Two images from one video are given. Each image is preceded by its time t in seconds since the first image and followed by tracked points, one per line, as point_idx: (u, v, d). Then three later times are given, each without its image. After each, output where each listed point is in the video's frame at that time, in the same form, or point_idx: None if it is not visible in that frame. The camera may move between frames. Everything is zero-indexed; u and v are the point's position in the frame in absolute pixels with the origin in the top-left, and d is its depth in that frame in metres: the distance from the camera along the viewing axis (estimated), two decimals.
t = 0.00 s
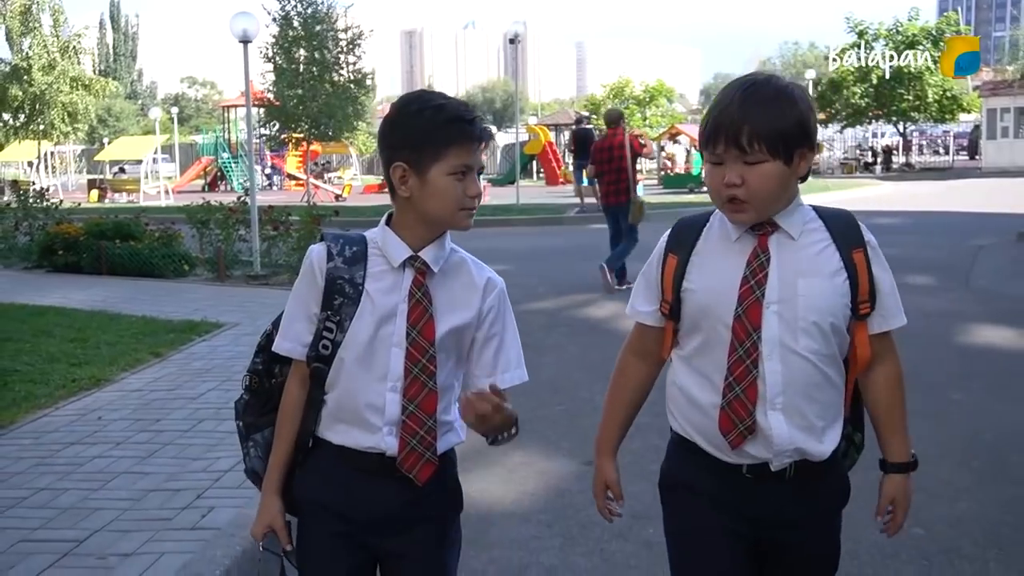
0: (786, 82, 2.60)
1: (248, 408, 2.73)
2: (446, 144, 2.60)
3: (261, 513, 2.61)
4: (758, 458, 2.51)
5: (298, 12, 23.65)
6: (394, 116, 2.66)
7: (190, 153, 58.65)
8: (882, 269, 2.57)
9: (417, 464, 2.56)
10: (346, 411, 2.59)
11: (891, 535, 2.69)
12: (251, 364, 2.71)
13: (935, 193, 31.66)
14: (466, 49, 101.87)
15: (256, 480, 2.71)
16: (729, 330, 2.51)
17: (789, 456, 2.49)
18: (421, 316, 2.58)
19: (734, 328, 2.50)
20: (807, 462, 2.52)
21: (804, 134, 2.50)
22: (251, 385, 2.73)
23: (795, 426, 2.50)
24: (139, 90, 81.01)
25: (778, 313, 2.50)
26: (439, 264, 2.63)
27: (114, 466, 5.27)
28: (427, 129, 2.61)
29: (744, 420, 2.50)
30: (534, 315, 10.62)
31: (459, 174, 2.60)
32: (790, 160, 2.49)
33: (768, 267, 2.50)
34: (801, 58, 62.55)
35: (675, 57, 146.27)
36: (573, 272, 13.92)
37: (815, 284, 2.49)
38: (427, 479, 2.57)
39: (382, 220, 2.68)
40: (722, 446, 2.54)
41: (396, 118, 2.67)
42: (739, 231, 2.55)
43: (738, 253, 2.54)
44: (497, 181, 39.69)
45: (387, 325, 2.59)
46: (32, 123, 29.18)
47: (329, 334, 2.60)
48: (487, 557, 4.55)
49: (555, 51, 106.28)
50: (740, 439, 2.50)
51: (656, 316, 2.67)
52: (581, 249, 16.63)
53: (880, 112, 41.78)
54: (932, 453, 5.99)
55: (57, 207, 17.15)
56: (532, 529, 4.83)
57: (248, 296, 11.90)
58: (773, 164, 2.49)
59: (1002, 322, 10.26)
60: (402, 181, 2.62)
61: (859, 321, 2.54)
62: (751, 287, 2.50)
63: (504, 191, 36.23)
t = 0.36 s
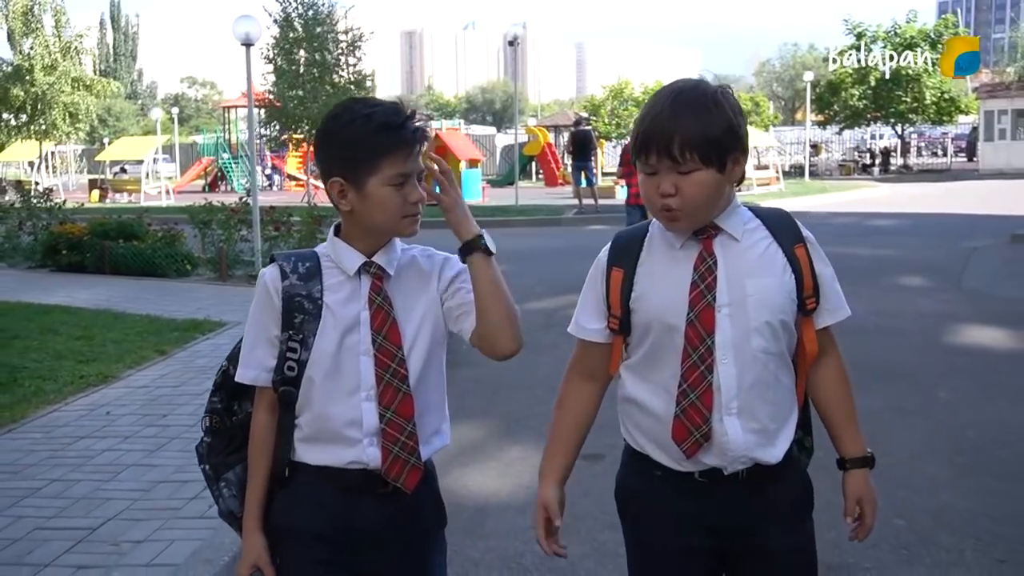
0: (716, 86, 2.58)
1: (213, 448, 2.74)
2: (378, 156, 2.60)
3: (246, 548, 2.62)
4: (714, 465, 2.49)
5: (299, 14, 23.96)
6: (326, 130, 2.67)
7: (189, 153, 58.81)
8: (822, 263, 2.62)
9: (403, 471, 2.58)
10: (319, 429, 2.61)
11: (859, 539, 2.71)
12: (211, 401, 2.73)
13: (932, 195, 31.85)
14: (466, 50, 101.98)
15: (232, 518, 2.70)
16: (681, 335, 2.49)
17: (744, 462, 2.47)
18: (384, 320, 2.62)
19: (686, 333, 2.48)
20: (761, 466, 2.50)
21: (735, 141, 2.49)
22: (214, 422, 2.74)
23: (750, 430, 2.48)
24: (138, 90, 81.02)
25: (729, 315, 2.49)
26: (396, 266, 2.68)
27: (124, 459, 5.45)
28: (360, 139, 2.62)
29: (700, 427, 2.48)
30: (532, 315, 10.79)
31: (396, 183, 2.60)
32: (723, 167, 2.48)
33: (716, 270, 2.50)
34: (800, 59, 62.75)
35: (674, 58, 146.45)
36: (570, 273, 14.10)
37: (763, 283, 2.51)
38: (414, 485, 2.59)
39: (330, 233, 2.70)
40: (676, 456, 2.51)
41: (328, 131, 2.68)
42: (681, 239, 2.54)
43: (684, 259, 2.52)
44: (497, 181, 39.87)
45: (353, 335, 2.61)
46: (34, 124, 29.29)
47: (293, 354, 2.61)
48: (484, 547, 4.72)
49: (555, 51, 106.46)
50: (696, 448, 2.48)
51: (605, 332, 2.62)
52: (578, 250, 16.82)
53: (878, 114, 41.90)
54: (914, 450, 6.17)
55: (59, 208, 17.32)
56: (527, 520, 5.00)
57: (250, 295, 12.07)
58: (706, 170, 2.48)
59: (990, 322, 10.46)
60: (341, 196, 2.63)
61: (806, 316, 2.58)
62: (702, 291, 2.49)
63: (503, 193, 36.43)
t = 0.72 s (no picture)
0: (732, 92, 2.55)
1: (192, 454, 2.74)
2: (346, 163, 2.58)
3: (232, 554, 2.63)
4: (689, 470, 2.53)
5: (299, 14, 24.10)
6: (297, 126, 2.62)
7: (189, 152, 58.99)
8: (830, 287, 2.61)
9: (384, 468, 2.62)
10: (302, 431, 2.62)
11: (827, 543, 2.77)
12: (187, 408, 2.73)
13: (928, 196, 32.04)
14: (466, 51, 102.08)
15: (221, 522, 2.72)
16: (667, 339, 2.52)
17: (717, 473, 2.51)
18: (365, 318, 2.65)
19: (672, 339, 2.51)
20: (738, 479, 2.53)
21: (730, 150, 2.47)
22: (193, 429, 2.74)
23: (726, 442, 2.50)
24: (137, 92, 81.17)
25: (716, 327, 2.51)
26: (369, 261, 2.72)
27: (136, 447, 5.65)
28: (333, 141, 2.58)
29: (677, 432, 2.51)
30: (529, 312, 11.01)
31: (367, 193, 2.60)
32: (712, 175, 2.47)
33: (709, 280, 2.52)
34: (799, 61, 62.96)
35: (673, 59, 146.55)
36: (568, 271, 14.30)
37: (756, 299, 2.51)
38: (395, 481, 2.63)
39: (302, 236, 2.71)
40: (655, 458, 2.56)
41: (294, 126, 2.64)
42: (682, 241, 2.56)
43: (680, 263, 2.55)
44: (497, 181, 40.08)
45: (336, 337, 2.64)
46: (35, 124, 29.39)
47: (274, 361, 2.62)
48: (484, 529, 4.93)
49: (554, 52, 106.59)
50: (671, 452, 2.52)
51: (603, 324, 2.68)
52: (576, 249, 17.04)
53: (875, 115, 42.04)
54: (899, 440, 6.37)
55: (62, 206, 17.48)
56: (524, 505, 5.21)
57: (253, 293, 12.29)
58: (694, 176, 2.48)
59: (979, 319, 10.67)
60: (315, 203, 2.62)
61: (806, 336, 2.58)
62: (692, 299, 2.51)
63: (501, 193, 36.62)
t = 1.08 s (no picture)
0: (785, 82, 2.52)
1: (216, 448, 2.77)
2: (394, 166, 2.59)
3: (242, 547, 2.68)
4: (720, 468, 2.52)
5: (299, 15, 24.13)
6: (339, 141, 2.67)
7: (188, 152, 59.16)
8: (880, 291, 2.56)
9: (387, 483, 2.61)
10: (318, 434, 2.66)
11: None
12: (216, 402, 2.77)
13: (925, 195, 32.21)
14: (464, 51, 102.25)
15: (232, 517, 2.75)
16: (703, 334, 2.53)
17: (748, 471, 2.49)
18: (389, 329, 2.65)
19: (708, 334, 2.52)
20: (772, 478, 2.51)
21: (777, 145, 2.46)
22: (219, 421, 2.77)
23: (757, 442, 2.49)
24: (136, 93, 81.38)
25: (752, 324, 2.50)
26: (402, 274, 2.70)
27: (147, 439, 5.83)
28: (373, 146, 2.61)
29: (709, 428, 2.51)
30: (527, 310, 11.20)
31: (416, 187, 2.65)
32: (758, 168, 2.48)
33: (749, 275, 2.52)
34: (796, 61, 63.16)
35: (671, 59, 146.71)
36: (566, 270, 14.49)
37: (798, 298, 2.50)
38: (396, 498, 2.63)
39: (341, 241, 2.74)
40: (686, 452, 2.56)
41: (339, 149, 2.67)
42: (727, 233, 2.57)
43: (723, 254, 2.56)
44: (495, 181, 40.26)
45: (359, 342, 2.65)
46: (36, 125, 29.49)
47: (295, 362, 2.66)
48: (483, 516, 5.11)
49: (552, 52, 106.78)
50: (702, 448, 2.51)
51: (644, 317, 2.68)
52: (575, 248, 17.23)
53: (872, 114, 42.20)
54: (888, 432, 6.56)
55: (65, 207, 17.64)
56: (521, 493, 5.40)
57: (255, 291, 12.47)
58: (740, 167, 2.48)
59: (969, 316, 10.87)
60: (366, 207, 2.65)
61: (849, 342, 2.54)
62: (730, 293, 2.51)
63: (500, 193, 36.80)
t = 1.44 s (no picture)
0: (764, 83, 2.60)
1: (242, 422, 2.80)
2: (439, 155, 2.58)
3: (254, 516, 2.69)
4: (711, 461, 2.57)
5: (300, 17, 24.18)
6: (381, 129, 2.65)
7: (191, 153, 59.45)
8: (860, 284, 2.60)
9: (400, 468, 2.57)
10: (337, 415, 2.65)
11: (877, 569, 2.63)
12: (249, 377, 2.77)
13: (924, 194, 32.35)
14: (465, 51, 102.41)
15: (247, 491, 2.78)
16: (689, 329, 2.60)
17: (740, 462, 2.55)
18: (414, 315, 2.61)
19: (694, 329, 2.59)
20: (761, 469, 2.57)
21: (757, 142, 2.53)
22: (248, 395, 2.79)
23: (746, 434, 2.54)
24: (138, 93, 81.63)
25: (736, 319, 2.56)
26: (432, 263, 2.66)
27: (155, 429, 6.05)
28: (411, 141, 2.59)
29: (696, 424, 2.57)
30: (527, 307, 11.41)
31: (456, 179, 2.59)
32: (738, 166, 2.55)
33: (732, 274, 2.58)
34: (797, 61, 63.30)
35: (673, 59, 146.75)
36: (565, 268, 14.68)
37: (780, 295, 2.55)
38: (409, 484, 2.58)
39: (376, 224, 2.72)
40: (676, 446, 2.61)
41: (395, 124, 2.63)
42: (711, 231, 2.64)
43: (706, 252, 2.63)
44: (496, 181, 40.47)
45: (382, 324, 2.64)
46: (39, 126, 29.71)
47: (319, 340, 2.67)
48: (477, 501, 5.31)
49: (554, 52, 106.92)
50: (691, 442, 2.57)
51: (630, 311, 2.80)
52: (574, 247, 17.44)
53: (872, 114, 42.36)
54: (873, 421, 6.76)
55: (69, 206, 17.91)
56: (515, 480, 5.61)
57: (258, 289, 12.68)
58: (721, 166, 2.56)
59: (960, 312, 11.06)
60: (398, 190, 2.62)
61: (831, 335, 2.60)
62: (715, 291, 2.58)
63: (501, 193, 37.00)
